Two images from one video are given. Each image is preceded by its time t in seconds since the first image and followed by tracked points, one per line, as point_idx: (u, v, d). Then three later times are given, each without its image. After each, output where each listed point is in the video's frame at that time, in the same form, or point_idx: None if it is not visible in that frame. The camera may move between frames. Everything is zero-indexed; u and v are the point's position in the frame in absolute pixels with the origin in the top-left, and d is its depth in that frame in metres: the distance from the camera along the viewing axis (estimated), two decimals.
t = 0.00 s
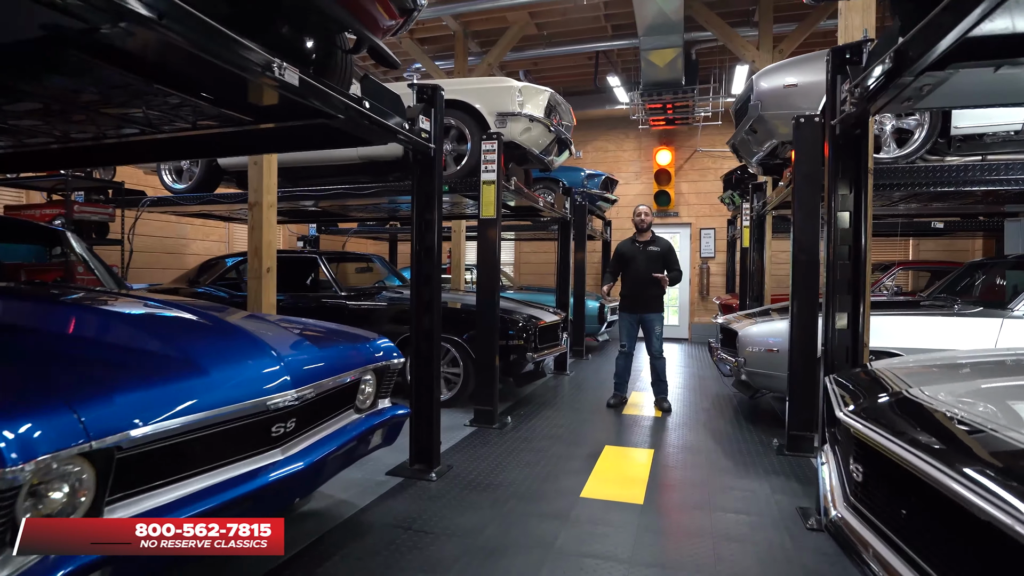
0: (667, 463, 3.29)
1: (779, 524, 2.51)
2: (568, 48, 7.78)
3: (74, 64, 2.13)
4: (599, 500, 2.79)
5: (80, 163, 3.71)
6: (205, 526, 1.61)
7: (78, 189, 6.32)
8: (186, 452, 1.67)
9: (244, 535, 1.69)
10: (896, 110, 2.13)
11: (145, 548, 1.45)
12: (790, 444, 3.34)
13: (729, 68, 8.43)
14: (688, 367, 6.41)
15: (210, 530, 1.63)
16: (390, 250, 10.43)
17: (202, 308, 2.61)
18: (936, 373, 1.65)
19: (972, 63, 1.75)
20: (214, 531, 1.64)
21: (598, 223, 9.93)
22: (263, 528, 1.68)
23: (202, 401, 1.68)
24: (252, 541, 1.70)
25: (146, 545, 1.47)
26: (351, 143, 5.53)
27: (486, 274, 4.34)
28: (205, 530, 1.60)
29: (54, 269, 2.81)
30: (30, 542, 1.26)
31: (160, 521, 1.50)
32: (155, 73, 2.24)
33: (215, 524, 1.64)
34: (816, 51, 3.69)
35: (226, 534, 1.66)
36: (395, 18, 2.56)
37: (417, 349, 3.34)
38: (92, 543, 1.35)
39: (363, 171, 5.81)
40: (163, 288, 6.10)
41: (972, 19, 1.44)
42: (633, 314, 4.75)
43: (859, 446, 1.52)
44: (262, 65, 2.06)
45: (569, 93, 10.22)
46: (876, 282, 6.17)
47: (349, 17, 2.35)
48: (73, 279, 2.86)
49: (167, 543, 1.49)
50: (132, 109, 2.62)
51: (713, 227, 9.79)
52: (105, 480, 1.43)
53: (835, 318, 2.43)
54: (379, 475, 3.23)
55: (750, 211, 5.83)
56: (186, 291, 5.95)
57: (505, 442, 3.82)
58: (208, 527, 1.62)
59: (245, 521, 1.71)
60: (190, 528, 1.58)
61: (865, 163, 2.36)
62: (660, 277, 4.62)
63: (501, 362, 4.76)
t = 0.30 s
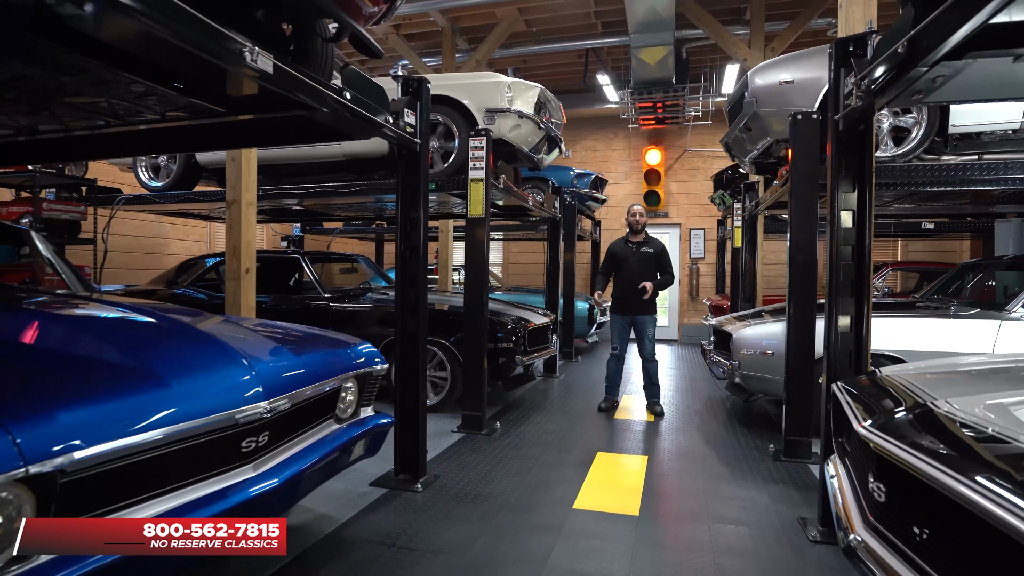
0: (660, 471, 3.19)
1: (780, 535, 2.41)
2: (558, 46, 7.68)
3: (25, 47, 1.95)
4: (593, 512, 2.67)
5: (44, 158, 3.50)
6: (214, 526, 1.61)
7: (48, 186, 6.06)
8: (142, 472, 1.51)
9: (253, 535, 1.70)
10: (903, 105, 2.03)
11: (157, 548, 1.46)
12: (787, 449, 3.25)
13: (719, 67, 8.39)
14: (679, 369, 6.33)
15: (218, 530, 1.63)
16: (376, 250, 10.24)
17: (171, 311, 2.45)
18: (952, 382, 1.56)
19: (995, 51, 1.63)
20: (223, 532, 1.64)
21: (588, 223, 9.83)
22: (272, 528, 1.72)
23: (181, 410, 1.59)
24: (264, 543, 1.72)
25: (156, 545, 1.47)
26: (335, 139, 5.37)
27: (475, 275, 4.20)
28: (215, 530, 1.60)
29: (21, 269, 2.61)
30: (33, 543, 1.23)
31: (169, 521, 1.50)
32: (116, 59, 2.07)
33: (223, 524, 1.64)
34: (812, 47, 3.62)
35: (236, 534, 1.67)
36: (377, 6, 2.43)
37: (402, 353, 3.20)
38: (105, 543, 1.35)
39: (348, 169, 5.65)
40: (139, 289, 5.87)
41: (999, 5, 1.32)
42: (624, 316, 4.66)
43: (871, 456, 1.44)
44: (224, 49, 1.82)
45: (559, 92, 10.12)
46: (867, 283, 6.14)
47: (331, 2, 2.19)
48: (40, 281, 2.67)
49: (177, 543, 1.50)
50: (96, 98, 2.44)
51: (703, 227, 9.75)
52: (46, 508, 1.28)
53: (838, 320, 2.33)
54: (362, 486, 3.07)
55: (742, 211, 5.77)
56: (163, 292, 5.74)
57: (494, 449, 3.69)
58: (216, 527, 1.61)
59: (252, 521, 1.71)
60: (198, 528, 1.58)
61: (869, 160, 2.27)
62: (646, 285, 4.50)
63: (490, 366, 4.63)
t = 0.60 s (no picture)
0: (655, 477, 3.09)
1: (781, 544, 2.33)
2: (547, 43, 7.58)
3: None
4: (588, 522, 2.56)
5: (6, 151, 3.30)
6: (233, 528, 1.64)
7: (16, 182, 5.81)
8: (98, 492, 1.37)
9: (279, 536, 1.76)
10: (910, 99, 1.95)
11: (174, 549, 1.46)
12: (783, 453, 3.18)
13: (709, 67, 8.37)
14: (670, 371, 6.26)
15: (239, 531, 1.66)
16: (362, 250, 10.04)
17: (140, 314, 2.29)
18: (971, 390, 1.48)
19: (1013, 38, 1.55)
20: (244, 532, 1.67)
21: (577, 223, 9.75)
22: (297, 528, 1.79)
23: (157, 419, 1.48)
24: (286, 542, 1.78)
25: (173, 546, 1.47)
26: (320, 135, 5.22)
27: (463, 275, 4.08)
28: (235, 532, 1.63)
29: None
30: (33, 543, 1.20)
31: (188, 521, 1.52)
32: (77, 42, 1.91)
33: (246, 525, 1.68)
34: (808, 43, 3.55)
35: (257, 535, 1.71)
36: None
37: (388, 357, 3.06)
38: (121, 544, 1.36)
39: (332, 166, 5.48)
40: (112, 290, 5.64)
41: None
42: (615, 317, 4.57)
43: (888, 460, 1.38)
44: (195, 32, 1.70)
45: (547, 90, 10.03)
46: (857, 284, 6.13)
47: None
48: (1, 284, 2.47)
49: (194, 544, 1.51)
50: (57, 85, 2.27)
51: (692, 227, 9.72)
52: None
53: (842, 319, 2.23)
54: (345, 497, 2.93)
55: (734, 211, 5.72)
56: (139, 293, 5.53)
57: (484, 455, 3.57)
58: (238, 529, 1.64)
59: (275, 523, 1.76)
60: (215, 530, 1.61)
61: (873, 156, 2.19)
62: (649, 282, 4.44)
63: (478, 368, 4.50)
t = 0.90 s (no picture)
0: (652, 483, 2.99)
1: (785, 555, 2.24)
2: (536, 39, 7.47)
3: None
4: (585, 533, 2.45)
5: None
6: (259, 528, 1.67)
7: None
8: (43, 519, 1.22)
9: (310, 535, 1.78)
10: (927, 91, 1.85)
11: (195, 550, 1.47)
12: (780, 457, 3.11)
13: (698, 66, 8.34)
14: (661, 372, 6.19)
15: (268, 531, 1.69)
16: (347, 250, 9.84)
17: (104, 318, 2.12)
18: (999, 397, 1.39)
19: None
20: (271, 531, 1.69)
21: (566, 222, 9.65)
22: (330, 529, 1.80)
23: (115, 436, 1.33)
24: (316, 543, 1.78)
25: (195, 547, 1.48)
26: (303, 130, 5.05)
27: (452, 275, 3.95)
28: (261, 533, 1.66)
29: None
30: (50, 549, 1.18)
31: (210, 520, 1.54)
32: (32, 20, 1.75)
33: (276, 523, 1.71)
34: (805, 38, 3.49)
35: (285, 534, 1.73)
36: None
37: (373, 361, 2.92)
38: (137, 545, 1.36)
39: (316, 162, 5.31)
40: (83, 291, 5.39)
41: None
42: (608, 318, 4.47)
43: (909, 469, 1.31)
44: (164, 10, 1.53)
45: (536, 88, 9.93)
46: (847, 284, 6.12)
47: None
48: None
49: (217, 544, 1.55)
50: (14, 68, 2.10)
51: (680, 227, 9.69)
52: None
53: (846, 320, 2.15)
54: (328, 509, 2.79)
55: (725, 211, 5.66)
56: (112, 293, 5.30)
57: (474, 462, 3.45)
58: (265, 529, 1.67)
59: (305, 522, 1.79)
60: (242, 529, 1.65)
61: (880, 152, 2.09)
62: (637, 293, 4.24)
63: (467, 371, 4.38)
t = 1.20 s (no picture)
0: (646, 488, 2.92)
1: (785, 563, 2.16)
2: (523, 35, 7.39)
3: None
4: (579, 544, 2.35)
5: None
6: (261, 528, 1.70)
7: None
8: None
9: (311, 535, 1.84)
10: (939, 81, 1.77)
11: (195, 550, 1.46)
12: (775, 460, 3.05)
13: (686, 65, 8.33)
14: (650, 373, 6.14)
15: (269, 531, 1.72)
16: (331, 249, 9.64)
17: (63, 322, 1.97)
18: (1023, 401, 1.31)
19: None
20: (272, 531, 1.73)
21: (553, 222, 9.58)
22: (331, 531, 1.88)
23: (70, 453, 1.19)
24: (315, 541, 1.85)
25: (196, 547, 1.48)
26: (285, 125, 4.88)
27: (439, 274, 3.83)
28: (264, 532, 1.69)
29: None
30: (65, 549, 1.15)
31: (215, 520, 1.56)
32: None
33: (278, 523, 1.75)
34: (799, 34, 3.44)
35: (286, 534, 1.77)
36: None
37: (357, 364, 2.79)
38: (138, 545, 1.33)
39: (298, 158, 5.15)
40: (52, 292, 5.16)
41: None
42: (598, 319, 4.39)
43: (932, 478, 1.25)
44: None
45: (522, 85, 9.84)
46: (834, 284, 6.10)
47: None
48: None
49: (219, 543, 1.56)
50: None
51: (668, 227, 9.68)
52: None
53: (849, 320, 2.07)
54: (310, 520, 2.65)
55: (715, 210, 5.63)
56: (83, 294, 5.07)
57: (462, 468, 3.33)
58: (268, 527, 1.71)
59: (307, 522, 1.84)
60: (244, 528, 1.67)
61: (884, 147, 2.01)
62: (622, 280, 4.18)
63: (455, 373, 4.26)
